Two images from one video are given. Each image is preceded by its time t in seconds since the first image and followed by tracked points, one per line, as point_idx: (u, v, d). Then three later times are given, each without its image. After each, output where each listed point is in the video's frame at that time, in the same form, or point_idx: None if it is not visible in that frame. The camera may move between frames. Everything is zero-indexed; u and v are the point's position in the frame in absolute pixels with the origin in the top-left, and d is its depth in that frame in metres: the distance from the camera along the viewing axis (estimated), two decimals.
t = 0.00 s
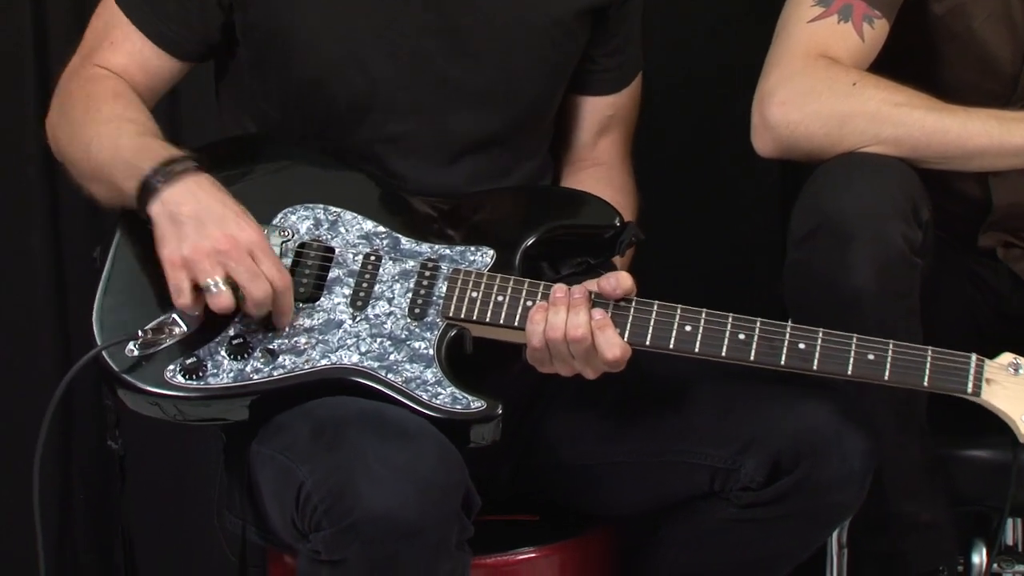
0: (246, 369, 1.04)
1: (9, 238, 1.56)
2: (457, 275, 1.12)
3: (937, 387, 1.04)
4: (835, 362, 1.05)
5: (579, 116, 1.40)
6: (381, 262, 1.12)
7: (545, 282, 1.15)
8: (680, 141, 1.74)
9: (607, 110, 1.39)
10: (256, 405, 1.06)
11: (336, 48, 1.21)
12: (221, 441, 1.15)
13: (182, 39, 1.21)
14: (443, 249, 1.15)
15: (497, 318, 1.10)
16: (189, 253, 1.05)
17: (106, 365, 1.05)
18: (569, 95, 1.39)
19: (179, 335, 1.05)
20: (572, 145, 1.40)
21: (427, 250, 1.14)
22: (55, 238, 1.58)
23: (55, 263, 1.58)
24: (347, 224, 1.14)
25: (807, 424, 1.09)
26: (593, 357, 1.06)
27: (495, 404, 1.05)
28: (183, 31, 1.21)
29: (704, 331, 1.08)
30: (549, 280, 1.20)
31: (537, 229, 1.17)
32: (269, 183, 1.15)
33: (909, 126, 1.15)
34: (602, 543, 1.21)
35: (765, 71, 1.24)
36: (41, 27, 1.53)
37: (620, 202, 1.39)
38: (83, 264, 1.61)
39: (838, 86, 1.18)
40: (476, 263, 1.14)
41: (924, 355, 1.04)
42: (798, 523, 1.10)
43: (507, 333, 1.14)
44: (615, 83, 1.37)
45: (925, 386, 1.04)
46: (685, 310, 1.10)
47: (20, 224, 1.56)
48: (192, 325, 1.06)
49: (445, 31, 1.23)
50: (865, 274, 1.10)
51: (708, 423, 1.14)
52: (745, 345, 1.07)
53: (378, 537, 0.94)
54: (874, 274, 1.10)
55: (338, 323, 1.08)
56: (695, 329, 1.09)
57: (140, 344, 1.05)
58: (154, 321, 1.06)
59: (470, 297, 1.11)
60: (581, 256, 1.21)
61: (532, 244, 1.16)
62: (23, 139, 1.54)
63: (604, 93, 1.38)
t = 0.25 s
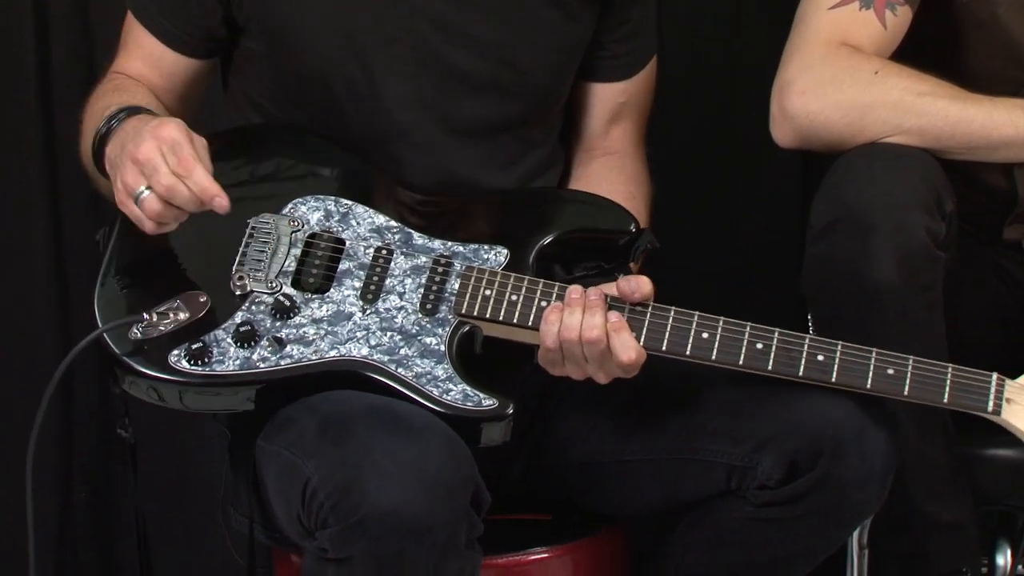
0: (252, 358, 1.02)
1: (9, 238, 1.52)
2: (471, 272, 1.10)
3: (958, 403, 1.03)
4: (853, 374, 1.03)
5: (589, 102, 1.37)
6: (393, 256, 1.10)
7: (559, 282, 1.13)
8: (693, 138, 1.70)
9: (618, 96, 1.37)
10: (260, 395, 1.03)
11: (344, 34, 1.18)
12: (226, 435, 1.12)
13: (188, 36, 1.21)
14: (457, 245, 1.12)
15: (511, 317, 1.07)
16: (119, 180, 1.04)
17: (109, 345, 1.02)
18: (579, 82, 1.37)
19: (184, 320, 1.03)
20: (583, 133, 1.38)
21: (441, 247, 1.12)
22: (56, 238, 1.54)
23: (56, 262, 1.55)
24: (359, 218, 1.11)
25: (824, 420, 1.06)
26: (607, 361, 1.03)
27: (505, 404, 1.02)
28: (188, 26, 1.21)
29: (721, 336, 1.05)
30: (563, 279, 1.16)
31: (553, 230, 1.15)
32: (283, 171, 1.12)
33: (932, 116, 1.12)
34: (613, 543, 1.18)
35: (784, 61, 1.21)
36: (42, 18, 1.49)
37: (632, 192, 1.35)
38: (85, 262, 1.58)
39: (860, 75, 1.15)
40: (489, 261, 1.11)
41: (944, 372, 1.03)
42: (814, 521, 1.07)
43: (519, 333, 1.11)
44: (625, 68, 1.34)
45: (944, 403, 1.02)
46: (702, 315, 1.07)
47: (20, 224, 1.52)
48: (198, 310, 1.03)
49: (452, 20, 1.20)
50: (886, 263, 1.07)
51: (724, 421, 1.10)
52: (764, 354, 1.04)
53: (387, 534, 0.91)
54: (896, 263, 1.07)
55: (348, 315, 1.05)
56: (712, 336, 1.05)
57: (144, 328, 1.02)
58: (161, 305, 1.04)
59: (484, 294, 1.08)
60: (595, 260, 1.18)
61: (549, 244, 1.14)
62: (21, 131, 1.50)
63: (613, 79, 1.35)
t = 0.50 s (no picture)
0: (254, 349, 0.99)
1: (9, 239, 1.46)
2: (478, 262, 1.07)
3: (977, 393, 0.99)
4: (871, 363, 1.00)
5: (599, 86, 1.34)
6: (398, 246, 1.07)
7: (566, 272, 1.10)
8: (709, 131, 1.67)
9: (627, 80, 1.34)
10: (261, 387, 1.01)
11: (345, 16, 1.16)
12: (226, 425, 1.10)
13: (184, 25, 1.18)
14: (463, 236, 1.09)
15: (519, 306, 1.05)
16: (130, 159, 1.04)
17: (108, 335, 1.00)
18: (586, 65, 1.34)
19: (183, 312, 1.01)
20: (594, 118, 1.35)
21: (447, 237, 1.09)
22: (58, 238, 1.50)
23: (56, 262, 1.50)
24: (363, 207, 1.09)
25: (840, 415, 1.03)
26: (617, 349, 1.01)
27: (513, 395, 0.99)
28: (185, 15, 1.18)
29: (733, 325, 1.03)
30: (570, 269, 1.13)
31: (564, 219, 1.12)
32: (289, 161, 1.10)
33: (955, 103, 1.09)
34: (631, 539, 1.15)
35: (801, 46, 1.18)
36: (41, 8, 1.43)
37: (641, 178, 1.32)
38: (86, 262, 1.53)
39: (881, 61, 1.12)
40: (496, 251, 1.09)
41: (963, 361, 1.00)
42: (835, 515, 1.04)
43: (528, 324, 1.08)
44: (634, 51, 1.32)
45: (964, 391, 0.99)
46: (715, 305, 1.04)
47: (20, 225, 1.47)
48: (199, 302, 1.01)
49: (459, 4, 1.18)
50: (907, 252, 1.04)
51: (738, 414, 1.08)
52: (778, 343, 1.01)
53: (392, 527, 0.89)
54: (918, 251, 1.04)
55: (351, 306, 1.03)
56: (725, 325, 1.03)
57: (143, 319, 1.00)
58: (160, 297, 1.02)
59: (490, 284, 1.05)
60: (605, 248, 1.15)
61: (559, 231, 1.11)
62: (21, 131, 1.44)
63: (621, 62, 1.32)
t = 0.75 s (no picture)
0: (265, 342, 0.96)
1: (9, 238, 1.42)
2: (492, 251, 1.03)
3: (1005, 386, 0.98)
4: (896, 355, 0.98)
5: (613, 67, 1.31)
6: (410, 233, 1.03)
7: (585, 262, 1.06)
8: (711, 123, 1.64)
9: (645, 62, 1.31)
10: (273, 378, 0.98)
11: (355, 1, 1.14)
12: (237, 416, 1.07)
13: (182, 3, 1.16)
14: (477, 222, 1.05)
15: (535, 297, 1.02)
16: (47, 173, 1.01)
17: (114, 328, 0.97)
18: (603, 46, 1.31)
19: (193, 302, 0.98)
20: (610, 100, 1.33)
21: (460, 224, 1.05)
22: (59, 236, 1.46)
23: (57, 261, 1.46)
24: (374, 191, 1.05)
25: (859, 408, 1.00)
26: (636, 341, 0.97)
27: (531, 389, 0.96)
28: None
29: (756, 315, 0.99)
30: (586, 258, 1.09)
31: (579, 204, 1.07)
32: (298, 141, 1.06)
33: (980, 90, 1.07)
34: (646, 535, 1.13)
35: (824, 29, 1.16)
36: (43, 0, 1.38)
37: (660, 164, 1.30)
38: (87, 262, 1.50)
39: (904, 46, 1.10)
40: (511, 239, 1.05)
41: (992, 353, 0.98)
42: (852, 514, 1.02)
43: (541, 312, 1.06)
44: (646, 36, 1.29)
45: (992, 383, 0.97)
46: (737, 293, 1.01)
47: (20, 224, 1.43)
48: (208, 292, 0.98)
49: None
50: (930, 242, 1.02)
51: (755, 406, 1.05)
52: (802, 335, 0.98)
53: (412, 525, 0.86)
54: (942, 246, 1.02)
55: (364, 296, 1.00)
56: (747, 315, 0.99)
57: (150, 312, 0.97)
58: (167, 286, 0.98)
59: (507, 273, 1.02)
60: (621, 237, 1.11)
61: (575, 219, 1.07)
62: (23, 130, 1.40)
63: (637, 43, 1.29)
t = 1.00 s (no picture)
0: (268, 332, 0.94)
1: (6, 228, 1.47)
2: (503, 238, 1.01)
3: None
4: (915, 347, 0.94)
5: (630, 53, 1.29)
6: (418, 223, 1.01)
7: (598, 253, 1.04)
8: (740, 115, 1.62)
9: (661, 47, 1.28)
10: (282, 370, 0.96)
11: None
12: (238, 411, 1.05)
13: None
14: (487, 211, 1.03)
15: (546, 287, 0.99)
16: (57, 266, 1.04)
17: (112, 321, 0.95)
18: (618, 30, 1.29)
19: (195, 291, 0.95)
20: (629, 84, 1.30)
21: (469, 212, 1.03)
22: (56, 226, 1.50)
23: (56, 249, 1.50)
24: (381, 179, 1.03)
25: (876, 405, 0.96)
26: (649, 333, 0.95)
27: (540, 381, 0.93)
28: None
29: (771, 307, 0.96)
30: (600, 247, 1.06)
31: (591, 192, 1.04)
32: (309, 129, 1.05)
33: (1006, 76, 1.03)
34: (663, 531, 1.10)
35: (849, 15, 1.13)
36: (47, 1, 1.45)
37: (680, 148, 1.28)
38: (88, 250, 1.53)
39: (929, 31, 1.07)
40: (521, 228, 1.02)
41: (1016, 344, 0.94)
42: (872, 513, 0.99)
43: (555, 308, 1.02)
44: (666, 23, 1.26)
45: (1016, 377, 0.94)
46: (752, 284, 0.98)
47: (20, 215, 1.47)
48: (211, 281, 0.96)
49: None
50: (955, 234, 0.98)
51: (772, 402, 1.02)
52: (819, 327, 0.96)
53: (416, 525, 0.83)
54: (965, 241, 0.98)
55: (370, 286, 0.97)
56: (763, 306, 0.97)
57: (150, 303, 0.95)
58: (168, 276, 0.96)
59: (516, 263, 1.00)
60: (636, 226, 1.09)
61: (588, 207, 1.04)
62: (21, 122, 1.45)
63: (653, 26, 1.27)
